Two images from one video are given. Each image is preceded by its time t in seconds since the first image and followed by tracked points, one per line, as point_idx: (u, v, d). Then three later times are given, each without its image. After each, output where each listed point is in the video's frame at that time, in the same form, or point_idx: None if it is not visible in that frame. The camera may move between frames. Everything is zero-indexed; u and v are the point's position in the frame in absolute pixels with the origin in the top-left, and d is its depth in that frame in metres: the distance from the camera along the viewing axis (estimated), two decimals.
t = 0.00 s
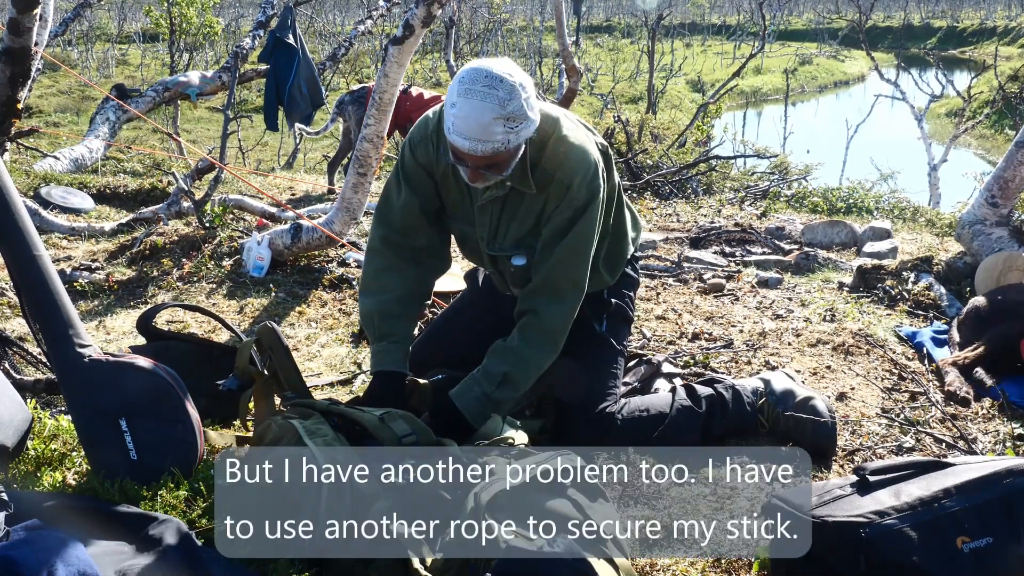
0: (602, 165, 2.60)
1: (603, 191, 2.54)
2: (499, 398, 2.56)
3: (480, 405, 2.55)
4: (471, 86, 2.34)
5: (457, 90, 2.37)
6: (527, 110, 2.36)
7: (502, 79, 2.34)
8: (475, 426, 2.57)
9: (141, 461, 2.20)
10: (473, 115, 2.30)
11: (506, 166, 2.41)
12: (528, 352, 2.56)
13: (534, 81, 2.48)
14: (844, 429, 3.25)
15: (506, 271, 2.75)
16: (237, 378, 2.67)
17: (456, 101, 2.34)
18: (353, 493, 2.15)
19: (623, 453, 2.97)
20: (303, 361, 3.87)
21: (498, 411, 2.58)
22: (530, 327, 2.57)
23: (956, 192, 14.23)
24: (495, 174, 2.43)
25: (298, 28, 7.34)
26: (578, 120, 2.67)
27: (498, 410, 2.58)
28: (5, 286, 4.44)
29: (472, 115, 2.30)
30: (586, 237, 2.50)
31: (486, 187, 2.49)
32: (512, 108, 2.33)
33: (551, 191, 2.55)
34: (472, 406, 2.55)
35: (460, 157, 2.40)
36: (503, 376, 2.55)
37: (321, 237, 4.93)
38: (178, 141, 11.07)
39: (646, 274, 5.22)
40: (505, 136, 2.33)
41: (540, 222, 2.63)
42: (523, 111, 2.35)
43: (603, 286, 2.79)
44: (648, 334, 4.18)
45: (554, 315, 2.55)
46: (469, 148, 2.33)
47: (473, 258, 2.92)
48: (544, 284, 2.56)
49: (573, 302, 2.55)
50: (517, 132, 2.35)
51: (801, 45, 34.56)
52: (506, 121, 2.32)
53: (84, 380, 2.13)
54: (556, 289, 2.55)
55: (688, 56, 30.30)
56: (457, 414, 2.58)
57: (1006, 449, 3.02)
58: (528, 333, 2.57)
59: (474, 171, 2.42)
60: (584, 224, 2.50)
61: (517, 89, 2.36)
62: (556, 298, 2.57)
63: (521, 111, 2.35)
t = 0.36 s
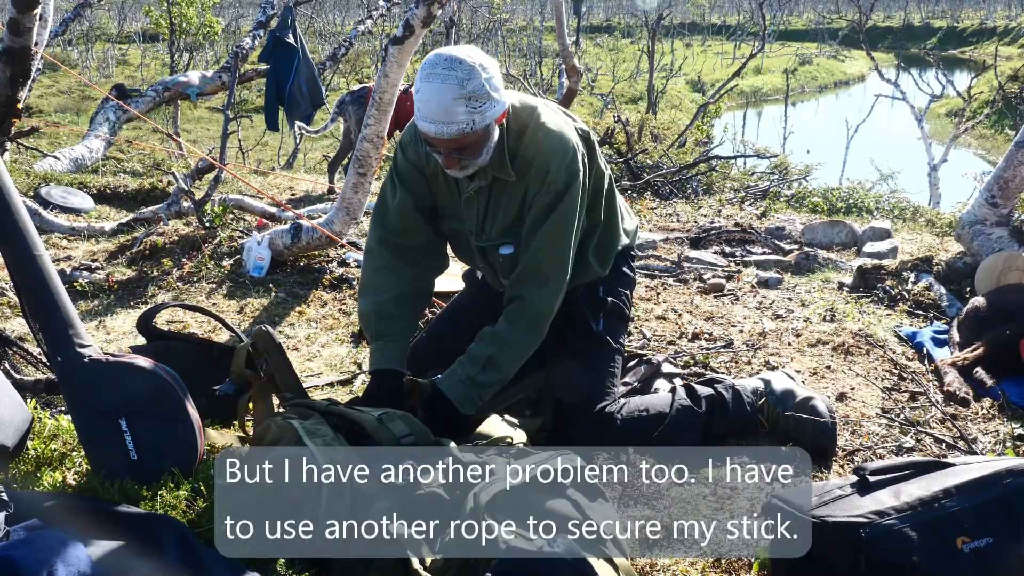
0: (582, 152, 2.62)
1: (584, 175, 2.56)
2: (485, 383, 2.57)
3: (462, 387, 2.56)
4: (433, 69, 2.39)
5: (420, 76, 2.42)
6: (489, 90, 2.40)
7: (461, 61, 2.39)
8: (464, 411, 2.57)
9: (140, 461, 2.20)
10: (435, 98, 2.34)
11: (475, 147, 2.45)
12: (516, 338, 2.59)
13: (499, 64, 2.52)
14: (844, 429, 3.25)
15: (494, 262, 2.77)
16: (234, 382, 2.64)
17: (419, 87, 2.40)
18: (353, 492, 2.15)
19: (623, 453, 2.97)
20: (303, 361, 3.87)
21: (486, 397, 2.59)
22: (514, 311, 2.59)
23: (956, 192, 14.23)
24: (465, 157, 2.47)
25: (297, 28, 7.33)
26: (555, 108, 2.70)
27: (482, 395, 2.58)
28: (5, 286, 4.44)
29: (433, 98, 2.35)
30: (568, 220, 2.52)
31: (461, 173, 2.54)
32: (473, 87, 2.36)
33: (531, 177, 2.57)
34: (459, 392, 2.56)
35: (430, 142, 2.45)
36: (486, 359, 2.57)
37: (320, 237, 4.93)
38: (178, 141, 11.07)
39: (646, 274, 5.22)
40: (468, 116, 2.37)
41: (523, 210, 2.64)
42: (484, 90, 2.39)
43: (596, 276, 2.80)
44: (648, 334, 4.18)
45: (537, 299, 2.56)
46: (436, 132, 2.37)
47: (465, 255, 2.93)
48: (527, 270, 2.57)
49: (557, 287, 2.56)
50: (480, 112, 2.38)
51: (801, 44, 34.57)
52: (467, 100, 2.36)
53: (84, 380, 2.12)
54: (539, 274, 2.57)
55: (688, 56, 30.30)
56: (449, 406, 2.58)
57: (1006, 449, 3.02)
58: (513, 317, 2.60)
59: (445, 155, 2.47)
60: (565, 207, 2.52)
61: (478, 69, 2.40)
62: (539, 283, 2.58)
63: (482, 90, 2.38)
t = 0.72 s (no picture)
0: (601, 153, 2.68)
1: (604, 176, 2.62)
2: (481, 374, 2.59)
3: (455, 376, 2.56)
4: (473, 64, 2.39)
5: (458, 72, 2.41)
6: (528, 87, 2.42)
7: (501, 58, 2.40)
8: (457, 400, 2.56)
9: (140, 460, 2.20)
10: (475, 93, 2.34)
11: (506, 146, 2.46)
12: (512, 325, 2.60)
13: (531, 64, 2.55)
14: (844, 429, 3.25)
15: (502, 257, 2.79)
16: (234, 382, 2.66)
17: (458, 82, 2.39)
18: (353, 492, 2.14)
19: (623, 453, 2.98)
20: (303, 361, 3.87)
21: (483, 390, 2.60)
22: (517, 303, 2.61)
23: (956, 192, 14.23)
24: (495, 155, 2.48)
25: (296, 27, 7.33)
26: (580, 112, 2.76)
27: (477, 384, 2.59)
28: (5, 286, 4.44)
29: (476, 93, 2.34)
30: (585, 217, 2.58)
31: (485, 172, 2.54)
32: (514, 85, 2.38)
33: (552, 175, 2.61)
34: (455, 383, 2.56)
35: (463, 135, 2.44)
36: (477, 348, 2.59)
37: (320, 237, 4.93)
38: (178, 141, 11.08)
39: (646, 274, 5.22)
40: (509, 112, 2.37)
41: (541, 209, 2.69)
42: (525, 87, 2.40)
43: (601, 277, 2.84)
44: (648, 334, 4.18)
45: (542, 293, 2.59)
46: (477, 127, 2.36)
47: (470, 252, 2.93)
48: (538, 264, 2.61)
49: (565, 282, 2.61)
50: (520, 108, 2.40)
51: (801, 45, 34.58)
52: (509, 97, 2.37)
53: (85, 379, 2.12)
54: (550, 269, 2.61)
55: (688, 56, 30.31)
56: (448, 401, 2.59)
57: (1006, 449, 3.02)
58: (513, 308, 2.61)
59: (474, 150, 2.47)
60: (583, 205, 2.58)
61: (517, 67, 2.42)
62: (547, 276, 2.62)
63: (522, 87, 2.40)
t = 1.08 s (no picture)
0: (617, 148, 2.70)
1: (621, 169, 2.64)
2: (499, 372, 2.57)
3: (474, 376, 2.54)
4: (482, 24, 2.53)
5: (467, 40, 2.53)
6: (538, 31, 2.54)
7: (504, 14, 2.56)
8: (481, 401, 2.55)
9: (140, 461, 2.20)
10: (491, 38, 2.45)
11: (536, 94, 2.50)
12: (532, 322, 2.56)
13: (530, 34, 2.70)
14: (844, 429, 3.25)
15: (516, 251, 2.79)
16: (236, 380, 2.67)
17: (470, 43, 2.50)
18: (353, 492, 2.14)
19: (622, 453, 2.98)
20: (303, 361, 3.87)
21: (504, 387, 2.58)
22: (531, 297, 2.58)
23: (956, 192, 14.23)
24: (525, 108, 2.50)
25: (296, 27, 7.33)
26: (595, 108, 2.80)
27: (496, 384, 2.57)
28: (5, 286, 4.44)
29: (492, 38, 2.45)
30: (601, 207, 2.58)
31: (519, 138, 2.52)
32: (525, 26, 2.50)
33: (568, 166, 2.63)
34: (473, 384, 2.54)
35: (489, 92, 2.48)
36: (494, 346, 2.57)
37: (321, 237, 4.93)
38: (178, 142, 11.08)
39: (646, 274, 5.22)
40: (528, 47, 2.46)
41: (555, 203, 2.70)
42: (535, 28, 2.53)
43: (613, 276, 2.90)
44: (648, 334, 4.18)
45: (556, 285, 2.56)
46: (502, 67, 2.43)
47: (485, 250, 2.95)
48: (552, 255, 2.61)
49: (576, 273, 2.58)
50: (538, 45, 2.49)
51: (801, 44, 34.58)
52: (524, 34, 2.47)
53: (85, 379, 2.13)
54: (561, 260, 2.60)
55: (688, 56, 30.32)
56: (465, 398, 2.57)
57: (1006, 449, 3.02)
58: (526, 303, 2.58)
59: (504, 107, 2.49)
60: (599, 195, 2.59)
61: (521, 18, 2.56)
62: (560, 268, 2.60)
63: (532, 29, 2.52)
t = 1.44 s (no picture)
0: (595, 135, 2.66)
1: (597, 155, 2.60)
2: (479, 368, 2.55)
3: (454, 378, 2.52)
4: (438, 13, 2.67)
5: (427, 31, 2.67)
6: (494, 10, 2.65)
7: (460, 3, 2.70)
8: (462, 402, 2.53)
9: (140, 461, 2.20)
10: (445, 17, 2.58)
11: (497, 62, 2.57)
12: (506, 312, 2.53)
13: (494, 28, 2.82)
14: (844, 429, 3.25)
15: (501, 245, 2.79)
16: (236, 380, 2.64)
17: (428, 30, 2.63)
18: (353, 492, 2.14)
19: (623, 453, 2.97)
20: (303, 361, 3.87)
21: (488, 383, 2.56)
22: (504, 289, 2.55)
23: (956, 192, 14.23)
24: (491, 76, 2.57)
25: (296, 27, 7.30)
26: (576, 100, 2.78)
27: (479, 382, 2.55)
28: (5, 285, 4.44)
29: (447, 16, 2.58)
30: (573, 193, 2.54)
31: (491, 108, 2.57)
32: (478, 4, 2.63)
33: (543, 153, 2.61)
34: (455, 386, 2.52)
35: (454, 68, 2.57)
36: (471, 341, 2.55)
37: (320, 237, 4.93)
38: (178, 142, 11.08)
39: (646, 274, 5.22)
40: (482, 19, 2.57)
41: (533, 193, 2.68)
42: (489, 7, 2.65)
43: (603, 273, 2.88)
44: (648, 334, 4.18)
45: (527, 273, 2.52)
46: (459, 38, 2.54)
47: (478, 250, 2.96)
48: (522, 244, 2.58)
49: (547, 260, 2.53)
50: (492, 17, 2.61)
51: (801, 44, 34.58)
52: (478, 9, 2.60)
53: (85, 379, 2.12)
54: (532, 249, 2.56)
55: (688, 56, 30.31)
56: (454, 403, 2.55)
57: (1006, 449, 3.01)
58: (501, 294, 2.55)
59: (470, 79, 2.57)
60: (570, 181, 2.55)
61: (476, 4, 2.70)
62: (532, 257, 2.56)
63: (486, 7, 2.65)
